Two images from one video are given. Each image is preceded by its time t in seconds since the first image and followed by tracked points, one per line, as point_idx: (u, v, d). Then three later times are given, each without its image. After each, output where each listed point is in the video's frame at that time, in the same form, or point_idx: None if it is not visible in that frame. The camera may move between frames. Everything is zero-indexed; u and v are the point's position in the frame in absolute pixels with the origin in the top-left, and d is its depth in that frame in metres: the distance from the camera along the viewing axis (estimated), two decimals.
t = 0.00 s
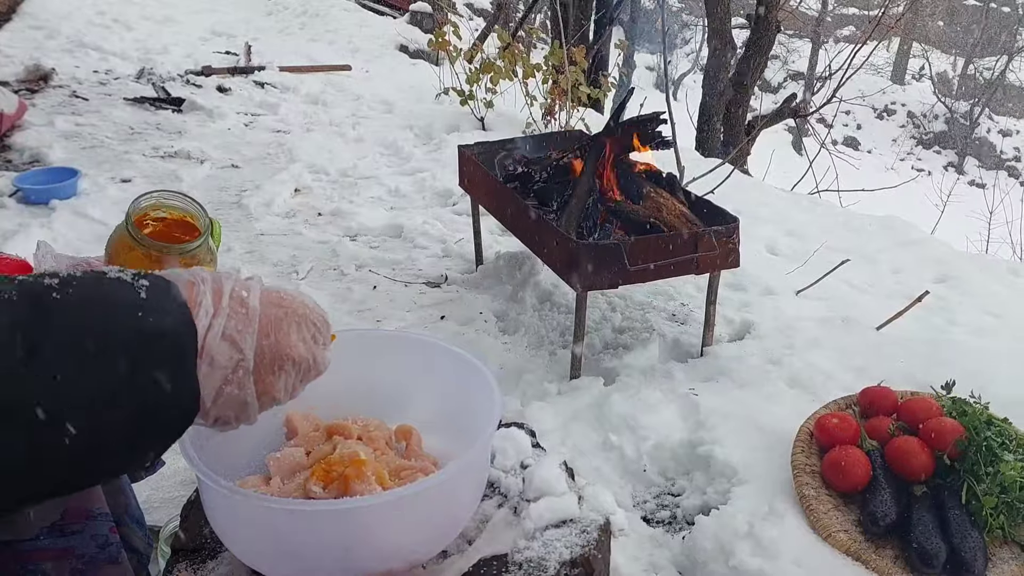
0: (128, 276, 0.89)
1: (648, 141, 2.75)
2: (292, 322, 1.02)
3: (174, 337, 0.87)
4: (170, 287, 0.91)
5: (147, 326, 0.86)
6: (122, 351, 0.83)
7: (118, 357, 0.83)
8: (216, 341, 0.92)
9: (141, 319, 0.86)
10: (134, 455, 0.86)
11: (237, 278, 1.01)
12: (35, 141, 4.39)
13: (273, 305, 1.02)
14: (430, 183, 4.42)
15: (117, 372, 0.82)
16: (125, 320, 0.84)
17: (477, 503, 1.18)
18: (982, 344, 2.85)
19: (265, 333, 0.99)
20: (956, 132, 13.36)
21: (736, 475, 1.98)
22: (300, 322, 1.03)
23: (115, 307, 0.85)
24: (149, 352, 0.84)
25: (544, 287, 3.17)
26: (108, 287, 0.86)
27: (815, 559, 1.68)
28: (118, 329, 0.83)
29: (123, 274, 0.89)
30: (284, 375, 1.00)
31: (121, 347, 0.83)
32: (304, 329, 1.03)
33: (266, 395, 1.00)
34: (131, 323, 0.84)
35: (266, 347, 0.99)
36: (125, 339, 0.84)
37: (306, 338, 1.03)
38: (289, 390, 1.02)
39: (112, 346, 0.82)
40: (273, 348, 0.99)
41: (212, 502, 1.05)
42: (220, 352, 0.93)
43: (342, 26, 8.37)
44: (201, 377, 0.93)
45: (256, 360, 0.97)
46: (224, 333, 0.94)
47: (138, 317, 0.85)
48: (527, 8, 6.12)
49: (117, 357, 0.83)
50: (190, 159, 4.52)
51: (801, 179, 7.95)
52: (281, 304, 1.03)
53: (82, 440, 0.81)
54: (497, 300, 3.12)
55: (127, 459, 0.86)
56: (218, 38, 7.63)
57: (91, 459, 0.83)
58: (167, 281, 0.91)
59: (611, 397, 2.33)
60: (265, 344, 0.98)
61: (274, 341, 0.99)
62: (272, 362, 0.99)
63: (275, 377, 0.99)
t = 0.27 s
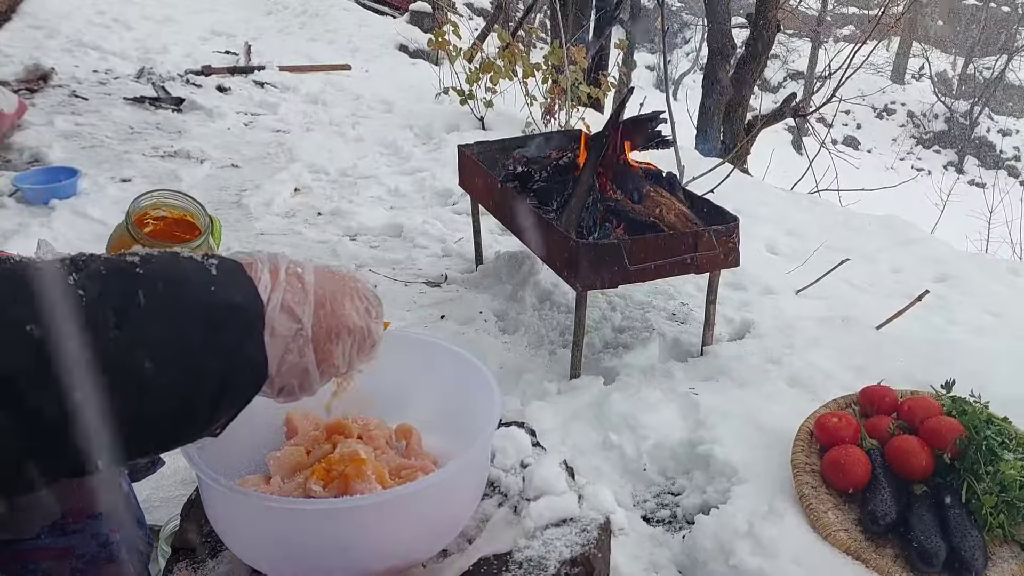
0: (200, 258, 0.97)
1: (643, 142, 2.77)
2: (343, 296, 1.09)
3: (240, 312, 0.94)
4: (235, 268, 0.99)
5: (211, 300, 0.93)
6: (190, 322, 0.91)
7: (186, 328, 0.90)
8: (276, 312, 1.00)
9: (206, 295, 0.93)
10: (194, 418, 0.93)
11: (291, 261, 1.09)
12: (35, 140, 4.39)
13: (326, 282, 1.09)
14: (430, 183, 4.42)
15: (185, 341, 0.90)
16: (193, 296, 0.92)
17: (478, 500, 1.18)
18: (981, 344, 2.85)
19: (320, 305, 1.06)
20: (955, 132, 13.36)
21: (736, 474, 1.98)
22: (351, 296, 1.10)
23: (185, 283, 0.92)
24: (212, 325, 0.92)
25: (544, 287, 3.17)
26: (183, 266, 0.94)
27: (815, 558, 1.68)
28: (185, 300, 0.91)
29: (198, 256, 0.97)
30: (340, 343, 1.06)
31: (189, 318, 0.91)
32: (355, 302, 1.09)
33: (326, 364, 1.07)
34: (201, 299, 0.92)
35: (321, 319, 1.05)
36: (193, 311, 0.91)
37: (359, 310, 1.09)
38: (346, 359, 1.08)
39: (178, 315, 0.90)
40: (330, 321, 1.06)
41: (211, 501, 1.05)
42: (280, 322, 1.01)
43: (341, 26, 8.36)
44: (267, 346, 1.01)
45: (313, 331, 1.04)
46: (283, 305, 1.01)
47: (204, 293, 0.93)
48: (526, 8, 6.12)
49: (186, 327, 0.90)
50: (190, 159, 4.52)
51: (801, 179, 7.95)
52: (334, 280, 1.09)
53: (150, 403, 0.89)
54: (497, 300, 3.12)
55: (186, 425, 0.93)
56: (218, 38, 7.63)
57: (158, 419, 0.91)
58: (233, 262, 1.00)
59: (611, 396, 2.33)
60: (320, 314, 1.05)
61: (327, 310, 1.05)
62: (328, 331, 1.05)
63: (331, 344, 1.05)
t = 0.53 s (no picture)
0: (204, 284, 0.89)
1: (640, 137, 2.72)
2: (357, 329, 0.99)
3: (242, 347, 0.85)
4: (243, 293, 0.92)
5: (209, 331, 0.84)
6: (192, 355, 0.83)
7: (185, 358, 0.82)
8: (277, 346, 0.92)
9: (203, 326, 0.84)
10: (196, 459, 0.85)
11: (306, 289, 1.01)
12: (34, 139, 4.39)
13: (339, 314, 1.00)
14: (430, 182, 4.42)
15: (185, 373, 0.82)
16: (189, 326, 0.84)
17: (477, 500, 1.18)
18: (981, 342, 2.85)
19: (331, 339, 0.96)
20: (955, 131, 13.37)
21: (736, 473, 1.97)
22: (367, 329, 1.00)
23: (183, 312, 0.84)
24: (213, 361, 0.83)
25: (544, 285, 3.17)
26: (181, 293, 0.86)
27: (815, 557, 1.68)
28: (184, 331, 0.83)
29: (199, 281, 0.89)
30: (348, 385, 0.96)
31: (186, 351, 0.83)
32: (369, 336, 0.99)
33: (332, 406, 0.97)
34: (199, 331, 0.83)
35: (329, 354, 0.95)
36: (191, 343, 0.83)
37: (371, 346, 0.99)
38: (354, 400, 0.98)
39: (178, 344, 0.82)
40: (340, 357, 0.96)
41: (210, 500, 1.05)
42: (284, 358, 0.93)
43: (341, 24, 8.36)
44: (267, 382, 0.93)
45: (319, 367, 0.95)
46: (288, 338, 0.94)
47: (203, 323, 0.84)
48: (526, 7, 6.12)
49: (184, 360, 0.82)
50: (190, 157, 4.52)
51: (800, 177, 7.95)
52: (350, 312, 1.00)
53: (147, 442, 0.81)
54: (496, 299, 3.12)
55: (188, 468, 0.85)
56: (217, 37, 7.63)
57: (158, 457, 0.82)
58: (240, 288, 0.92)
59: (610, 395, 2.33)
60: (328, 352, 0.95)
61: (337, 349, 0.96)
62: (336, 371, 0.95)
63: (338, 386, 0.95)
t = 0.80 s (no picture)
0: (99, 320, 0.89)
1: (640, 142, 2.70)
2: (275, 367, 1.00)
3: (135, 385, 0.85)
4: (145, 329, 0.91)
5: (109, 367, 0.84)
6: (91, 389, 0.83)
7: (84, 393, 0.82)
8: (185, 387, 0.91)
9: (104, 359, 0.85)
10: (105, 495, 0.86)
11: (219, 322, 1.00)
12: (33, 138, 4.38)
13: (254, 350, 1.00)
14: (429, 181, 4.41)
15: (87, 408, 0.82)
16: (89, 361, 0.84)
17: (475, 499, 1.18)
18: (981, 341, 2.85)
19: (242, 379, 0.97)
20: (954, 130, 13.37)
21: (735, 472, 1.97)
22: (284, 368, 1.01)
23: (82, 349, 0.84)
24: (108, 398, 0.83)
25: (543, 284, 3.17)
26: (75, 329, 0.86)
27: (813, 556, 1.67)
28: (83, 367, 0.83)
29: (96, 317, 0.89)
30: (262, 426, 0.97)
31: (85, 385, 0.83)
32: (287, 374, 1.00)
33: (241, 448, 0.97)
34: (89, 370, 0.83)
35: (240, 395, 0.96)
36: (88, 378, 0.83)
37: (288, 385, 1.00)
38: (267, 443, 0.99)
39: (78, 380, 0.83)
40: (250, 399, 0.97)
41: (206, 500, 1.04)
42: (189, 399, 0.91)
43: (340, 23, 8.35)
44: (171, 424, 0.91)
45: (229, 409, 0.95)
46: (196, 378, 0.93)
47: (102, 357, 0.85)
48: (525, 6, 6.12)
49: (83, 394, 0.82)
50: (188, 156, 4.51)
51: (800, 176, 7.95)
52: (266, 349, 1.01)
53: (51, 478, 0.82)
54: (495, 297, 3.11)
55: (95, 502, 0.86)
56: (217, 36, 7.62)
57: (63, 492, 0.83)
58: (143, 323, 0.92)
59: (609, 394, 2.33)
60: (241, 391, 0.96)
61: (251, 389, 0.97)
62: (248, 411, 0.96)
63: (251, 427, 0.96)
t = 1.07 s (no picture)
0: (71, 317, 0.99)
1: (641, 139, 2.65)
2: (231, 353, 1.11)
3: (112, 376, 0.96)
4: (111, 323, 1.01)
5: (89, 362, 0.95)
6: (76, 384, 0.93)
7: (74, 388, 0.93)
8: (153, 372, 1.02)
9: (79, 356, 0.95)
10: (89, 477, 0.96)
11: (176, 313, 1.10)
12: (31, 138, 4.38)
13: (212, 338, 1.10)
14: (428, 180, 4.40)
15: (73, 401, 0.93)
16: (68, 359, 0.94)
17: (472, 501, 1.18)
18: (981, 340, 2.84)
19: (204, 364, 1.07)
20: (954, 128, 13.35)
21: (734, 472, 1.97)
22: (240, 352, 1.12)
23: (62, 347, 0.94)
24: (87, 386, 0.93)
25: (542, 284, 3.16)
26: (51, 326, 0.96)
27: (813, 557, 1.67)
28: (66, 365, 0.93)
29: (66, 313, 0.99)
30: (224, 405, 1.09)
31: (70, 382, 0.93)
32: (243, 359, 1.11)
33: (207, 426, 1.09)
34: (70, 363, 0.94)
35: (204, 379, 1.07)
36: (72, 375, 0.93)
37: (244, 369, 1.11)
38: (229, 421, 1.10)
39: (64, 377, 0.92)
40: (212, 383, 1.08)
41: (201, 503, 1.04)
42: (158, 382, 1.03)
43: (339, 23, 8.34)
44: (142, 408, 1.02)
45: (195, 391, 1.06)
46: (161, 363, 1.03)
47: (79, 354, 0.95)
48: (525, 5, 6.10)
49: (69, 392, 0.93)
50: (187, 156, 4.50)
51: (800, 175, 7.94)
52: (222, 336, 1.11)
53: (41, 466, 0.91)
54: (494, 297, 3.11)
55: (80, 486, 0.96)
56: (216, 35, 7.60)
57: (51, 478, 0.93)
58: (108, 317, 1.02)
59: (609, 394, 2.32)
60: (203, 375, 1.07)
61: (212, 372, 1.08)
62: (210, 393, 1.07)
63: (214, 407, 1.07)
